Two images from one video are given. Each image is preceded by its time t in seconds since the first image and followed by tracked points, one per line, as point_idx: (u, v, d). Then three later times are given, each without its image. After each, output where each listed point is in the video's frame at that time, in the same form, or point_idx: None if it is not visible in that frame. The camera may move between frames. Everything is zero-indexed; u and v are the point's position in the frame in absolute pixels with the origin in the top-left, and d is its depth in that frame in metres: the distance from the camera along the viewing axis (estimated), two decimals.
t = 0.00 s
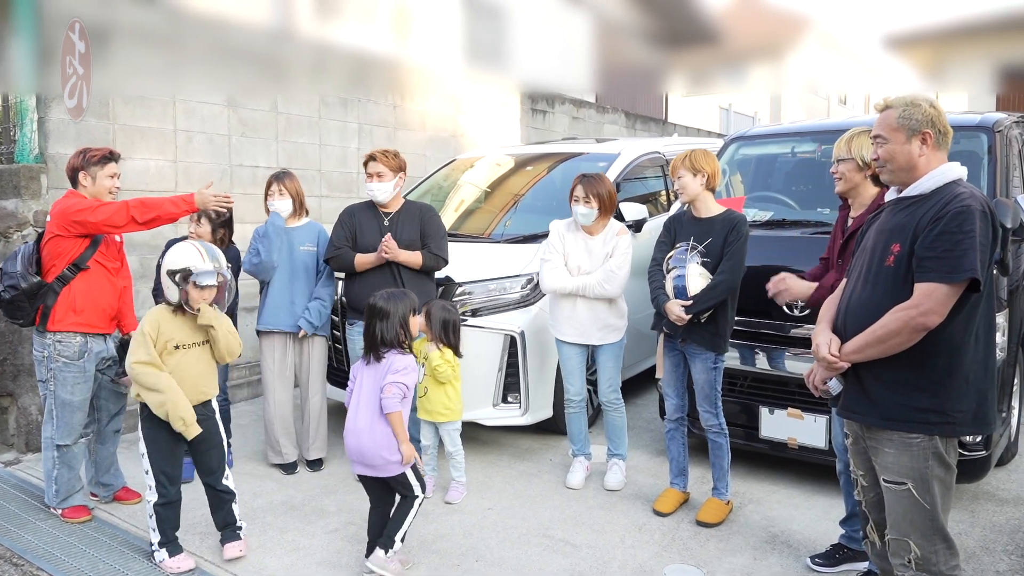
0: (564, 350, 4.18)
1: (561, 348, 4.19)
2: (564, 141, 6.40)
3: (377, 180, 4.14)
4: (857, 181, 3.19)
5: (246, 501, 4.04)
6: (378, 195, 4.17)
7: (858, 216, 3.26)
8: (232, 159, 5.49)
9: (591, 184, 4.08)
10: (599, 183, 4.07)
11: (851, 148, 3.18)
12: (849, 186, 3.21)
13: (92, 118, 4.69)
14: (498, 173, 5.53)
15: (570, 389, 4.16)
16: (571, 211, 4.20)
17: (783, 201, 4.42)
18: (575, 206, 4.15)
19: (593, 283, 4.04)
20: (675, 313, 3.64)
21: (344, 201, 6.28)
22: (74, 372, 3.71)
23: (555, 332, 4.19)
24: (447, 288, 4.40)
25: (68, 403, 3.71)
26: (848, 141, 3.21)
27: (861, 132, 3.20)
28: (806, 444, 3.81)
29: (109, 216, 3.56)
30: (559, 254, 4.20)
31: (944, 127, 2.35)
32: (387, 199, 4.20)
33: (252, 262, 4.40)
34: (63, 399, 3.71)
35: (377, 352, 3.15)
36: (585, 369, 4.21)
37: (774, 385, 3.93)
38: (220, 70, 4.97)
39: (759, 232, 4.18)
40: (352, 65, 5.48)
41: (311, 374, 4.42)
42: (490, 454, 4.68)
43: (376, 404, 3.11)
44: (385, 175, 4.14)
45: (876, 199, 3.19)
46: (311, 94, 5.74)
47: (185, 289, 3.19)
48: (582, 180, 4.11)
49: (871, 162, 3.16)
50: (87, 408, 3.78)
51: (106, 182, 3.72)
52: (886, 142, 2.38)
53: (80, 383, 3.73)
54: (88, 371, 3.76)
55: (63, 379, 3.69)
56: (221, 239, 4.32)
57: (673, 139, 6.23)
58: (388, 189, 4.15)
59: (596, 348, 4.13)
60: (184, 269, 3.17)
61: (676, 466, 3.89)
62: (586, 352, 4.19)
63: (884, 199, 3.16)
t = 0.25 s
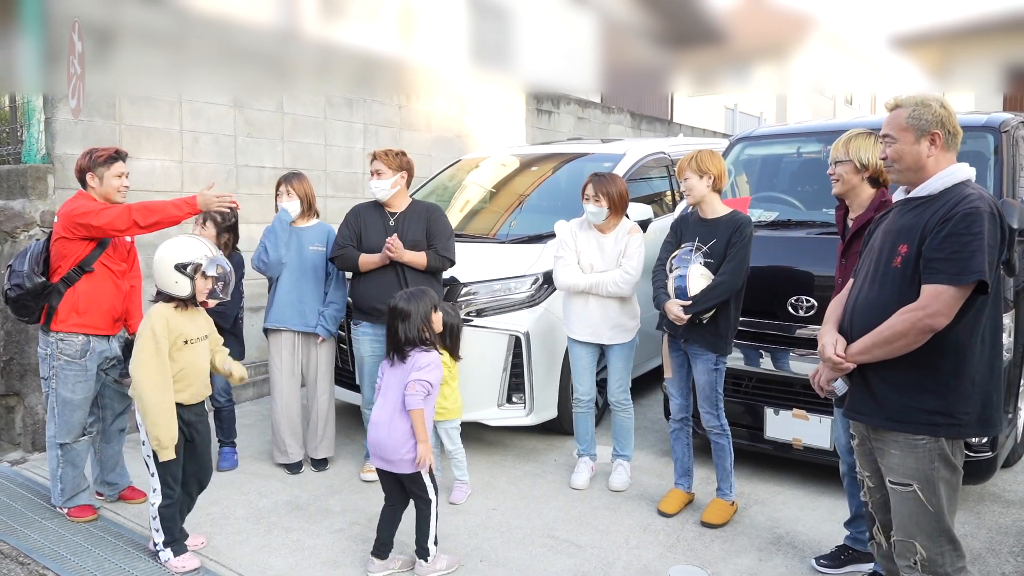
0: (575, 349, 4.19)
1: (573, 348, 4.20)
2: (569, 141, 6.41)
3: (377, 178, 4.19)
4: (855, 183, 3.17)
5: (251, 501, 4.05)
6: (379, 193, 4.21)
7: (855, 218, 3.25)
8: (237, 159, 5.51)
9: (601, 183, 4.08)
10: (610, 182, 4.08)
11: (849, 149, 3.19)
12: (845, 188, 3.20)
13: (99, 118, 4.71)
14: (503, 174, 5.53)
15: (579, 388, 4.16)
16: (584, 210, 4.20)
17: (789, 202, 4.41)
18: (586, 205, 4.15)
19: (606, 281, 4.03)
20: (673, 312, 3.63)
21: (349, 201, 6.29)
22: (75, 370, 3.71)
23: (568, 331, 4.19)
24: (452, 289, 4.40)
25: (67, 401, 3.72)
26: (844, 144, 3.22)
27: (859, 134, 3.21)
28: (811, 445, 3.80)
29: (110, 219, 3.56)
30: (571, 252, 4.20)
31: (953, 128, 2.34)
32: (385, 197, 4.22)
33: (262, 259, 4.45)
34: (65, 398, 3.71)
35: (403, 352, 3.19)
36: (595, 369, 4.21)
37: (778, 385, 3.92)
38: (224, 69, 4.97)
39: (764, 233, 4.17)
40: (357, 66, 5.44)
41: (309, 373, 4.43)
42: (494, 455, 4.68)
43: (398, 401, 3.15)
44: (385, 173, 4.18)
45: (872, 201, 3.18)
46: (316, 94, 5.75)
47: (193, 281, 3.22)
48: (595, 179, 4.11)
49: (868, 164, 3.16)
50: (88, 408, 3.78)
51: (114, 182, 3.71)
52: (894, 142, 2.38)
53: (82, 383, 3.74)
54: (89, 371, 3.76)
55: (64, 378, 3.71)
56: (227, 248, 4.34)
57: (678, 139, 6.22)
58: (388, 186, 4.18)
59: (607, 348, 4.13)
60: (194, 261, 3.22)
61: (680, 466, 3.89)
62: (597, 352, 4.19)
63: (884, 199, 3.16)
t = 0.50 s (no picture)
0: (583, 349, 4.19)
1: (581, 347, 4.20)
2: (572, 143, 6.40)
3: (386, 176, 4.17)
4: (858, 186, 3.18)
5: (253, 501, 4.06)
6: (387, 191, 4.19)
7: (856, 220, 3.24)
8: (240, 160, 5.52)
9: (610, 185, 4.07)
10: (619, 183, 4.07)
11: (851, 152, 3.18)
12: (848, 191, 3.20)
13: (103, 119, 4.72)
14: (506, 175, 5.53)
15: (585, 389, 4.17)
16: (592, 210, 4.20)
17: (791, 204, 4.41)
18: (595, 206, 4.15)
19: (615, 279, 4.04)
20: (671, 314, 3.65)
21: (352, 202, 6.30)
22: (60, 369, 3.71)
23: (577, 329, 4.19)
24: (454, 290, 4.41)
25: (51, 399, 3.73)
26: (846, 145, 3.21)
27: (860, 137, 3.21)
28: (813, 447, 3.80)
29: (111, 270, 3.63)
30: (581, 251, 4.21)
31: (957, 129, 2.34)
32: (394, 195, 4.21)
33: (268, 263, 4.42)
34: (47, 394, 3.73)
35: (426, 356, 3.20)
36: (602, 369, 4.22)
37: (780, 387, 3.92)
38: (226, 70, 4.97)
39: (766, 235, 4.17)
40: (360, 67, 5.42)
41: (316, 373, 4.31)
42: (496, 456, 4.68)
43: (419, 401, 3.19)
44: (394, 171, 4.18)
45: (874, 203, 3.18)
46: (319, 95, 5.76)
47: (200, 279, 3.24)
48: (605, 180, 4.10)
49: (871, 167, 3.15)
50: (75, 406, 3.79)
51: (128, 190, 3.69)
52: (898, 143, 2.38)
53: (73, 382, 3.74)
54: (76, 373, 3.75)
55: (49, 375, 3.71)
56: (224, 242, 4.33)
57: (681, 140, 6.21)
58: (397, 184, 4.18)
59: (615, 347, 4.14)
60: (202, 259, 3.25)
61: (682, 467, 3.89)
62: (605, 352, 4.20)
63: (886, 199, 3.16)
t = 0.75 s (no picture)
0: (587, 348, 4.20)
1: (587, 345, 4.21)
2: (572, 144, 6.41)
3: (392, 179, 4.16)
4: (858, 188, 3.17)
5: (253, 502, 4.06)
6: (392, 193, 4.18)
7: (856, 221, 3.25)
8: (241, 161, 5.52)
9: (616, 187, 4.07)
10: (625, 185, 4.07)
11: (851, 154, 3.18)
12: (848, 193, 3.19)
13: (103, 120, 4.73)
14: (507, 176, 5.54)
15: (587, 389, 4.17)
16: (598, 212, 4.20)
17: (791, 205, 4.41)
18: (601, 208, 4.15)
19: (623, 280, 4.04)
20: (669, 317, 3.65)
21: (353, 203, 6.30)
22: (53, 368, 3.73)
23: (585, 325, 4.19)
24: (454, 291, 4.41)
25: (44, 398, 3.75)
26: (847, 147, 3.20)
27: (860, 138, 3.20)
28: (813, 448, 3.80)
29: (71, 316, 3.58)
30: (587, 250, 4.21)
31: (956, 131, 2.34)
32: (400, 197, 4.21)
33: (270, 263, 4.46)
34: (40, 391, 3.74)
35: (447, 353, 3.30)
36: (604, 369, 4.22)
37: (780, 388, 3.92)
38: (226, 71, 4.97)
39: (766, 236, 4.17)
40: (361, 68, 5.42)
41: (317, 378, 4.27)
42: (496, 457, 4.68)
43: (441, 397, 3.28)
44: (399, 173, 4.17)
45: (873, 205, 3.19)
46: (320, 95, 5.77)
47: (206, 282, 3.24)
48: (612, 182, 4.10)
49: (871, 168, 3.16)
50: (71, 403, 3.80)
51: (136, 208, 3.66)
52: (897, 144, 2.38)
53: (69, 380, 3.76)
54: (68, 371, 3.76)
55: (43, 373, 3.74)
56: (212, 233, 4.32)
57: (682, 142, 6.22)
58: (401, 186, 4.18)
59: (619, 345, 4.14)
60: (209, 262, 3.25)
61: (681, 468, 3.89)
62: (608, 351, 4.20)
63: (885, 202, 3.16)
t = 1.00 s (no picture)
0: (583, 349, 4.21)
1: (583, 346, 4.21)
2: (567, 146, 6.42)
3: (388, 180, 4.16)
4: (849, 188, 3.19)
5: (247, 503, 4.05)
6: (387, 194, 4.17)
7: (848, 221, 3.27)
8: (235, 162, 5.51)
9: (614, 188, 4.08)
10: (622, 187, 4.08)
11: (842, 155, 3.18)
12: (840, 192, 3.21)
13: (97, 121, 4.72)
14: (501, 178, 5.54)
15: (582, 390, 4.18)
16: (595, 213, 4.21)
17: (785, 207, 4.43)
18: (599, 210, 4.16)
19: (621, 282, 4.05)
20: (663, 318, 3.65)
21: (347, 204, 6.30)
22: (55, 368, 3.72)
23: (583, 325, 4.20)
24: (448, 293, 4.42)
25: (47, 399, 3.73)
26: (838, 148, 3.21)
27: (850, 140, 3.21)
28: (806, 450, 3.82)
29: (48, 303, 3.60)
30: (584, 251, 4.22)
31: (948, 133, 2.35)
32: (395, 199, 4.21)
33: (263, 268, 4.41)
34: (46, 394, 3.73)
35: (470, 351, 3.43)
36: (599, 370, 4.23)
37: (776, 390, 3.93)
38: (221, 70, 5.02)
39: (760, 238, 4.19)
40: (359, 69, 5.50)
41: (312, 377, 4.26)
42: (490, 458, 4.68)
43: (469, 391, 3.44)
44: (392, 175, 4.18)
45: (865, 206, 3.21)
46: (314, 96, 5.77)
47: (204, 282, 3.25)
48: (609, 184, 4.12)
49: (863, 169, 3.18)
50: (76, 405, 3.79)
51: (106, 189, 3.70)
52: (890, 147, 2.39)
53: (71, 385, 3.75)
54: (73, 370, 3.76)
55: (46, 375, 3.72)
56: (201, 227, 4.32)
57: (676, 144, 6.23)
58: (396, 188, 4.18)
59: (615, 345, 4.15)
60: (206, 262, 3.26)
61: (675, 468, 3.90)
62: (603, 352, 4.21)
63: (877, 202, 3.18)
